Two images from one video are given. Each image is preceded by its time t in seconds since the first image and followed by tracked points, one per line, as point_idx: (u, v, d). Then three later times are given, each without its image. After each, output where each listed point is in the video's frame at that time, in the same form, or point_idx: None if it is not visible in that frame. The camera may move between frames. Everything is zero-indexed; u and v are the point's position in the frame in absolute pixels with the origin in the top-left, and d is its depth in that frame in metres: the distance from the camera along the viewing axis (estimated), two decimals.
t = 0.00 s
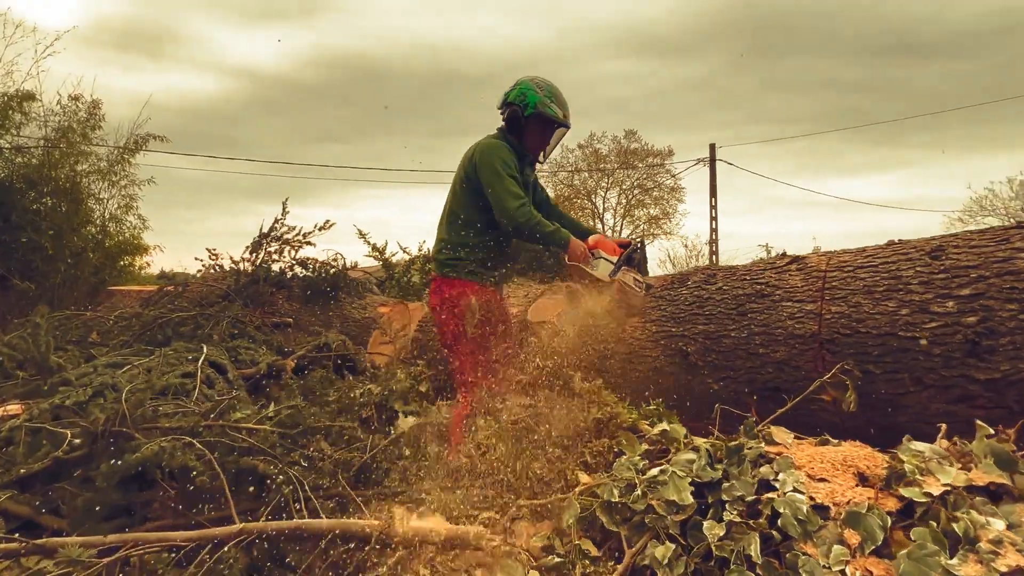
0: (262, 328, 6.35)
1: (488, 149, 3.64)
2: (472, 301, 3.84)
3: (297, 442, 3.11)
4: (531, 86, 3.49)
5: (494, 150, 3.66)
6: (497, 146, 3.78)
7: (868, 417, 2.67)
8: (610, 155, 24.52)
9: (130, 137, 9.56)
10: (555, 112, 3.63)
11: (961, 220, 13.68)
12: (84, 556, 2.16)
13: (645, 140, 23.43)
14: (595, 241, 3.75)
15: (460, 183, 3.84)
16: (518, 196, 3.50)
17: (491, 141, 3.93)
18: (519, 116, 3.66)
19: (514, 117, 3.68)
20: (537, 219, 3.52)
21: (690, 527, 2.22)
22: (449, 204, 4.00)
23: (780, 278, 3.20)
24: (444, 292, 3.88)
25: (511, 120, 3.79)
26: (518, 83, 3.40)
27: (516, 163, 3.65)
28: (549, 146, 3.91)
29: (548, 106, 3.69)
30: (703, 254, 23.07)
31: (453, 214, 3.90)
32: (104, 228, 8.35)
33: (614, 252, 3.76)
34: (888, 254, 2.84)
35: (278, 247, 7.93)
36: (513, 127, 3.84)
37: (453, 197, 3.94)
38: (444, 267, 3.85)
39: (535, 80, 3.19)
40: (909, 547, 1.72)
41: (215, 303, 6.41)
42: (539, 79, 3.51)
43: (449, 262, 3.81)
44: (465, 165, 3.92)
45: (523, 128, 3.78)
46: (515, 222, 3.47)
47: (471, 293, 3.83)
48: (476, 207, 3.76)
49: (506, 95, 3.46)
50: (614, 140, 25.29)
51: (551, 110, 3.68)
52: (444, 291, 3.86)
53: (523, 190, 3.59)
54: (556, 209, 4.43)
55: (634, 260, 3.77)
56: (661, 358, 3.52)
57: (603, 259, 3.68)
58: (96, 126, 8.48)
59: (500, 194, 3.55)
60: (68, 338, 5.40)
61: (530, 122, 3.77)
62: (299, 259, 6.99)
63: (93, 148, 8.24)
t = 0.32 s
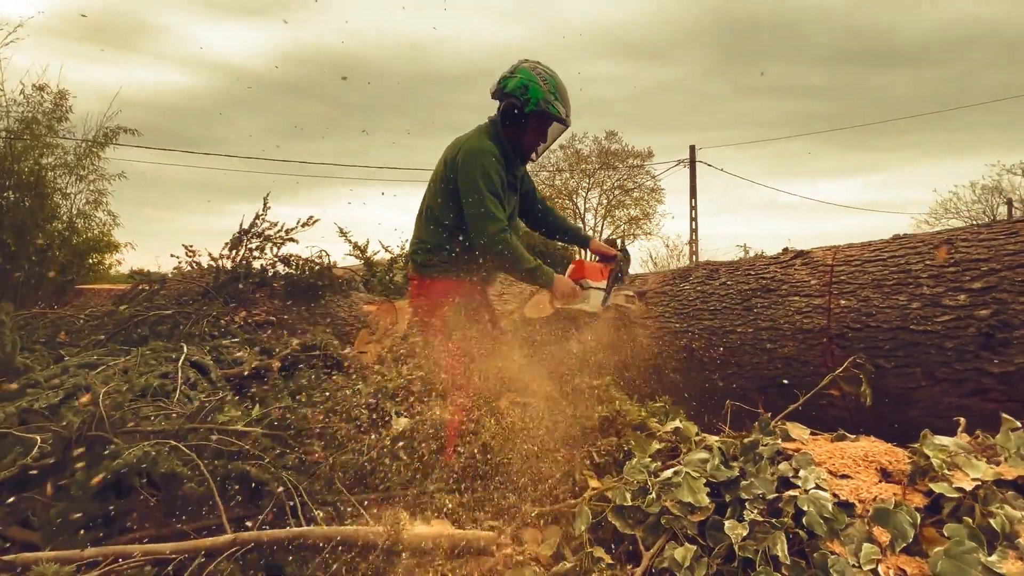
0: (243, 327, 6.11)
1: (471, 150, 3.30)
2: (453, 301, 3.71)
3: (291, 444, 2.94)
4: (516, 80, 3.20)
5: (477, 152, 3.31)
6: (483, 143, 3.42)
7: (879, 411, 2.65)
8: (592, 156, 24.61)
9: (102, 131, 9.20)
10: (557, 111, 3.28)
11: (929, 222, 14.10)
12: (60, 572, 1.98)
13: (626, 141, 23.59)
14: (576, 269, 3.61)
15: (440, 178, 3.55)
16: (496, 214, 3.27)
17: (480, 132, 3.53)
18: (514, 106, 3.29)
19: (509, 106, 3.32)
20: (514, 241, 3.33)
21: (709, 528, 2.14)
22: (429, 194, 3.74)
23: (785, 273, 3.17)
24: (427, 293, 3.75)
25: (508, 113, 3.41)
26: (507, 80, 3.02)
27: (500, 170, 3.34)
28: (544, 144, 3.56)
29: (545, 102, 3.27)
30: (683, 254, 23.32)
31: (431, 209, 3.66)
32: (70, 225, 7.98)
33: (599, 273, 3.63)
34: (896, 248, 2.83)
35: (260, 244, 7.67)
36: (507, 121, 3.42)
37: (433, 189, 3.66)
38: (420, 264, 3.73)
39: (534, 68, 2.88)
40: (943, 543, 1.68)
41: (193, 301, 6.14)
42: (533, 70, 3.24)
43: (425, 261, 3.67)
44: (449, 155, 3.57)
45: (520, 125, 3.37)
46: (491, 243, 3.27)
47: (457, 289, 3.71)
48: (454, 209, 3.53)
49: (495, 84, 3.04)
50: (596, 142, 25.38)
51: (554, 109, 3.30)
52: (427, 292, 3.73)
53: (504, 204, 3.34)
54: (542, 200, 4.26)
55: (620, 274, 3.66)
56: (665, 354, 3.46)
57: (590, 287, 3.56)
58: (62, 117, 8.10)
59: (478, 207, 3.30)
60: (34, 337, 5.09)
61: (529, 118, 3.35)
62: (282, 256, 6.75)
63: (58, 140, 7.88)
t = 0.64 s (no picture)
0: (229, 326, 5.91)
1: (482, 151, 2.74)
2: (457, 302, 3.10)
3: (290, 446, 2.82)
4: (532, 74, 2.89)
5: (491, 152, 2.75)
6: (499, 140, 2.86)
7: (890, 405, 2.66)
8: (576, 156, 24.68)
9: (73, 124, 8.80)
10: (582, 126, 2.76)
11: (902, 224, 14.48)
12: None
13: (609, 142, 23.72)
14: (573, 287, 3.17)
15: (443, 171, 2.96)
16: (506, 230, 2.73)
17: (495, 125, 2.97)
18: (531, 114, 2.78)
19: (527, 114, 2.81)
20: (523, 260, 2.81)
21: (728, 525, 2.11)
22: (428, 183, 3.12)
23: (792, 269, 3.16)
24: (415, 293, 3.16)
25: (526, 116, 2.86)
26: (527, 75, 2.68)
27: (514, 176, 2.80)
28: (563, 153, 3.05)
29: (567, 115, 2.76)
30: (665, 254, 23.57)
31: (429, 202, 3.06)
32: (40, 221, 7.42)
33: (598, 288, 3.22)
34: (902, 244, 2.85)
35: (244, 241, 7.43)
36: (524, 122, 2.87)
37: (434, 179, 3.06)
38: (410, 261, 3.13)
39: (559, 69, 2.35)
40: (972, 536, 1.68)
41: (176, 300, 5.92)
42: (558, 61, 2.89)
43: (416, 259, 3.07)
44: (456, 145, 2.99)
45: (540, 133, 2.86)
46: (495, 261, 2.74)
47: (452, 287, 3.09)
48: (455, 208, 2.95)
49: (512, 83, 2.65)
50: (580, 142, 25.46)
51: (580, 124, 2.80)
52: (415, 292, 3.13)
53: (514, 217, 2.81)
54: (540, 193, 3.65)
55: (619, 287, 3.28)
56: (670, 351, 3.44)
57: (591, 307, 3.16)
58: (30, 108, 7.71)
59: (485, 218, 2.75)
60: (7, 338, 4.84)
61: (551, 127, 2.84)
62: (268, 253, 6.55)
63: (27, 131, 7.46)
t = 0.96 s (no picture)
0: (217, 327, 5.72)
1: (508, 162, 2.66)
2: (466, 303, 2.94)
3: (298, 450, 2.75)
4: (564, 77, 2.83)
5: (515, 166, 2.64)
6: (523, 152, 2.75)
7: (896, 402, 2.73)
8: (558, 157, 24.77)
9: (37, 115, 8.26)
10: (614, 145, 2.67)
11: (871, 226, 14.96)
12: None
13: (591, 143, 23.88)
14: (579, 304, 3.07)
15: (462, 175, 2.82)
16: (525, 250, 2.66)
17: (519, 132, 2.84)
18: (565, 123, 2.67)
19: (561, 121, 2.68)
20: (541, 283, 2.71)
21: (751, 524, 2.12)
22: (441, 180, 2.97)
23: (796, 269, 3.21)
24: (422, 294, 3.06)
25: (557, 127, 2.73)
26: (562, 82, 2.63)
27: (537, 193, 2.71)
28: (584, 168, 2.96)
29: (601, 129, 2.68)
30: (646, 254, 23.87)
31: (441, 203, 2.93)
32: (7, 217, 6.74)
33: (604, 304, 3.11)
34: (905, 244, 2.91)
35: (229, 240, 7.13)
36: (553, 133, 2.76)
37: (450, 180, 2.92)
38: (416, 261, 3.00)
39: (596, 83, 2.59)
40: (995, 530, 1.73)
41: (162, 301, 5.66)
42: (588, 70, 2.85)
43: (423, 261, 2.95)
44: (477, 148, 2.85)
45: (569, 145, 2.76)
46: (511, 280, 2.66)
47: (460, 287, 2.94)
48: (471, 215, 2.85)
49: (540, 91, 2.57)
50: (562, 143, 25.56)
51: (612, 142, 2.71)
52: (421, 292, 3.01)
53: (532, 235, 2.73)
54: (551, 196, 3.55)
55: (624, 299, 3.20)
56: (676, 350, 3.45)
57: (600, 325, 3.05)
58: None
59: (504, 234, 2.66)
60: None
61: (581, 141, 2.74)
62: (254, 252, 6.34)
63: None
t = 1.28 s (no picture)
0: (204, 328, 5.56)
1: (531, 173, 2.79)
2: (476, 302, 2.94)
3: (304, 452, 2.69)
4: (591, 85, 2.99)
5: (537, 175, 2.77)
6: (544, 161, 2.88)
7: (894, 398, 2.81)
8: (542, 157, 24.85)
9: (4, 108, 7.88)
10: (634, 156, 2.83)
11: (845, 228, 15.40)
12: None
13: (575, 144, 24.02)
14: (584, 320, 3.10)
15: (481, 179, 2.91)
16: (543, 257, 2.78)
17: (541, 138, 2.98)
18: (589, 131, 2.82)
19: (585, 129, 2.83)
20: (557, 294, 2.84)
21: (763, 518, 2.15)
22: (458, 182, 3.03)
23: (796, 268, 3.27)
24: (429, 293, 3.06)
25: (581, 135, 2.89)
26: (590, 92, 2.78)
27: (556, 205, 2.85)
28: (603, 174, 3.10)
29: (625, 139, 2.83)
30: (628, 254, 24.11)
31: (456, 204, 3.00)
32: None
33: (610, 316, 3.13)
34: (901, 245, 3.00)
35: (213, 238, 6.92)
36: (577, 141, 2.91)
37: (467, 181, 3.00)
38: (427, 259, 3.04)
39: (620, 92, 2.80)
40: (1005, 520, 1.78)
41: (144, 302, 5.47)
42: (615, 77, 3.00)
43: (436, 259, 3.00)
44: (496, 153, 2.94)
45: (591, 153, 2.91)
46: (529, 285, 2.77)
47: (468, 287, 2.96)
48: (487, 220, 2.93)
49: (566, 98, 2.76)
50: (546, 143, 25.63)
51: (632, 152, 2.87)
52: (429, 290, 3.04)
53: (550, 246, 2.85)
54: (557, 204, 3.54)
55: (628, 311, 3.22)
56: (677, 348, 3.48)
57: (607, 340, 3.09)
58: None
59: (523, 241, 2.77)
60: None
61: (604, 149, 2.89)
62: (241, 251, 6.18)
63: None
